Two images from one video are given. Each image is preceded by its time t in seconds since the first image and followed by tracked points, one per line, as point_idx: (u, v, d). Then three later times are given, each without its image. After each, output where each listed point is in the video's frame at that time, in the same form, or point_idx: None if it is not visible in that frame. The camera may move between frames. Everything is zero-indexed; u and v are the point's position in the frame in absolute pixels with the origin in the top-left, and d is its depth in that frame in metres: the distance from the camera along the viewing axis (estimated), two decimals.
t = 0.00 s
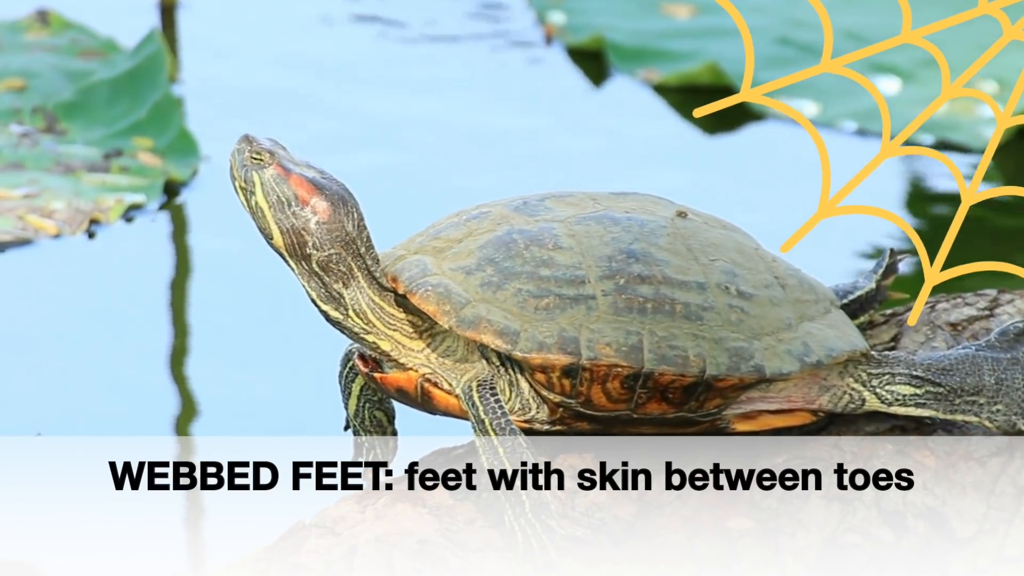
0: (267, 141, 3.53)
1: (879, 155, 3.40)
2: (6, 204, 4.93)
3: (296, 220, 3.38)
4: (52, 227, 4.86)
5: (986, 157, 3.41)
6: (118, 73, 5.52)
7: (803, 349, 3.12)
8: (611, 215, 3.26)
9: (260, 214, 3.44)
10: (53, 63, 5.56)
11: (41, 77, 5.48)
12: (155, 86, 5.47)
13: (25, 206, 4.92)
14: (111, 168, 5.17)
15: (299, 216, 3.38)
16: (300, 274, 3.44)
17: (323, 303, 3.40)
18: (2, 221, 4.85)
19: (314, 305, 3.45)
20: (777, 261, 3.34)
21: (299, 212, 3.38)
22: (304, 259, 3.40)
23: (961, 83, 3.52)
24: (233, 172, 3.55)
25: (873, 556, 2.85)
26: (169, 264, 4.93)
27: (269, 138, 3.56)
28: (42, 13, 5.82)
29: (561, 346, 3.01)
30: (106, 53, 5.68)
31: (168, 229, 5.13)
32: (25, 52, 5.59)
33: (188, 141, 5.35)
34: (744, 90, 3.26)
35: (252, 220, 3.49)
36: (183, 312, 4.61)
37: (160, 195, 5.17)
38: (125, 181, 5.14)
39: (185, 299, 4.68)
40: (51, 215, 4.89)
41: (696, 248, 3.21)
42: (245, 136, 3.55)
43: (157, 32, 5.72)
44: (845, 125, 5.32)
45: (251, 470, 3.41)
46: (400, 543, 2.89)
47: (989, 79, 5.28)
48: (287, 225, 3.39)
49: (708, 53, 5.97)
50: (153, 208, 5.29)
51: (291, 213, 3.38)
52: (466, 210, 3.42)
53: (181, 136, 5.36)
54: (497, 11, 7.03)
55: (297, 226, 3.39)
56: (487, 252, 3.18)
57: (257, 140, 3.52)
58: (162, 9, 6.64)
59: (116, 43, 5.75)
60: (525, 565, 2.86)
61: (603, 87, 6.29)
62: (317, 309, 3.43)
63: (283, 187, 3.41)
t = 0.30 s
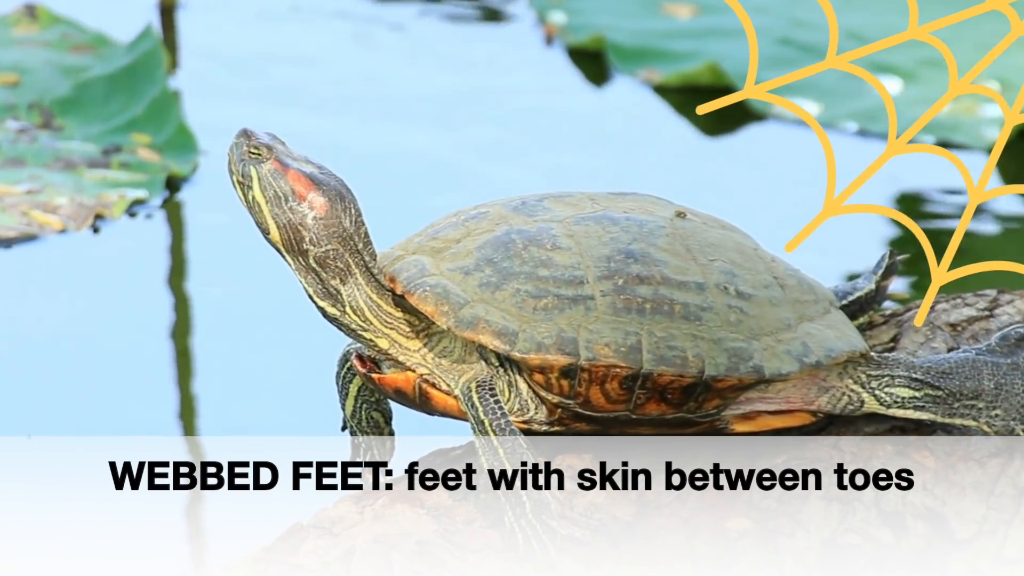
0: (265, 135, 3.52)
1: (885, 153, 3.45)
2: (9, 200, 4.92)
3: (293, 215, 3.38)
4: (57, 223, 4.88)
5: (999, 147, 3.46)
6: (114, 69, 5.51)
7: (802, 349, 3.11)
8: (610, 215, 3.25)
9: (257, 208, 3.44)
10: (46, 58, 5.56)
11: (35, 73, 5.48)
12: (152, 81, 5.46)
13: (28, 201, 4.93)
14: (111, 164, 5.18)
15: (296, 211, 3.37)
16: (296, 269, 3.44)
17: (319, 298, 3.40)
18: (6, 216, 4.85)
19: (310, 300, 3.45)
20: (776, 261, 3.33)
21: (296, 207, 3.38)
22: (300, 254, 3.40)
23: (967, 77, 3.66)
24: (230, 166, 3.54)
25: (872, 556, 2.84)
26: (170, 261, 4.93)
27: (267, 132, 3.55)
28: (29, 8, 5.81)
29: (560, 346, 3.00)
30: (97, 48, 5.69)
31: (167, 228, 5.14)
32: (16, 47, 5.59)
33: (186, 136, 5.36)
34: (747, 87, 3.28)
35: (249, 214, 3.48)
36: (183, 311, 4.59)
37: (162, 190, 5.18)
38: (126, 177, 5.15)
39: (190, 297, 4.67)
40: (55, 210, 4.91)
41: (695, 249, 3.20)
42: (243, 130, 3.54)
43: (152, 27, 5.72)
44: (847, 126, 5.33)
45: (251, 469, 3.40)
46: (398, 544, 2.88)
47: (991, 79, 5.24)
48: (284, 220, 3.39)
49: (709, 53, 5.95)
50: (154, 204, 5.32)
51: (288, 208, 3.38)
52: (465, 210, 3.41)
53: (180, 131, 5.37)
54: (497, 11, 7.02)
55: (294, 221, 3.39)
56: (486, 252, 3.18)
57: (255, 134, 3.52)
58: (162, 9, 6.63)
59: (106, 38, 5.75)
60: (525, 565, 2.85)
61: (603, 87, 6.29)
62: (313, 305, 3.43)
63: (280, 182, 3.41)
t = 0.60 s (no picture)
0: (263, 134, 3.51)
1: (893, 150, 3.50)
2: (11, 199, 4.95)
3: (292, 215, 3.37)
4: (59, 223, 4.92)
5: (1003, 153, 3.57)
6: (116, 69, 5.49)
7: (801, 350, 3.10)
8: (608, 215, 3.24)
9: (255, 207, 3.43)
10: (48, 57, 5.55)
11: (37, 72, 5.48)
12: (156, 81, 5.44)
13: (30, 201, 4.96)
14: (114, 164, 5.19)
15: (294, 211, 3.37)
16: (294, 269, 3.43)
17: (318, 298, 3.39)
18: (9, 216, 4.89)
19: (309, 300, 3.44)
20: (775, 261, 3.32)
21: (294, 207, 3.37)
22: (299, 254, 3.40)
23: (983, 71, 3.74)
24: (227, 165, 3.53)
25: (873, 558, 2.83)
26: (167, 262, 4.94)
27: (265, 131, 3.54)
28: (32, 8, 5.79)
29: (558, 347, 2.99)
30: (99, 47, 5.64)
31: (164, 230, 5.15)
32: (17, 47, 5.57)
33: (189, 137, 5.34)
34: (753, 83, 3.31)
35: (247, 213, 3.48)
36: (181, 312, 4.58)
37: (165, 190, 5.18)
38: (128, 177, 5.15)
39: (183, 298, 4.67)
40: (57, 210, 4.94)
41: (694, 249, 3.19)
42: (241, 130, 3.53)
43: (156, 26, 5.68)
44: (843, 126, 5.34)
45: (251, 469, 3.39)
46: (397, 545, 2.87)
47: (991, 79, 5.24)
48: (283, 219, 3.38)
49: (706, 53, 5.93)
50: (158, 204, 5.33)
51: (287, 208, 3.37)
52: (463, 211, 3.40)
53: (182, 131, 5.36)
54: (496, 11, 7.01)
55: (292, 221, 3.38)
56: (484, 253, 3.17)
57: (252, 133, 3.51)
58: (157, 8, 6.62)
59: (109, 37, 5.70)
60: (525, 567, 2.85)
61: (599, 87, 6.29)
62: (312, 304, 3.43)
63: (278, 181, 3.40)
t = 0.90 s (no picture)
0: (261, 134, 3.51)
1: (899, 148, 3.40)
2: (10, 200, 4.93)
3: (290, 215, 3.36)
4: (57, 224, 4.89)
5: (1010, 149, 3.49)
6: (119, 71, 5.48)
7: (800, 350, 3.09)
8: (608, 214, 3.23)
9: (254, 207, 3.42)
10: (51, 59, 5.55)
11: (39, 73, 5.48)
12: (156, 83, 5.42)
13: (29, 202, 4.94)
14: (114, 165, 5.18)
15: (292, 210, 3.36)
16: (292, 269, 3.42)
17: (317, 298, 3.38)
18: (6, 218, 4.87)
19: (307, 300, 3.43)
20: (775, 260, 3.32)
21: (292, 206, 3.36)
22: (297, 254, 3.39)
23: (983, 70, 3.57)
24: (225, 165, 3.52)
25: (874, 560, 2.81)
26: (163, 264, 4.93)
27: (263, 131, 3.53)
28: (37, 9, 5.78)
29: (557, 347, 2.98)
30: (103, 49, 5.63)
31: (161, 230, 5.15)
32: (20, 48, 5.57)
33: (190, 138, 5.35)
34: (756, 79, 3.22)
35: (245, 213, 3.47)
36: (177, 316, 4.57)
37: (165, 191, 5.18)
38: (128, 178, 5.15)
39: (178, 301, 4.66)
40: (55, 211, 4.92)
41: (693, 248, 3.19)
42: (238, 129, 3.52)
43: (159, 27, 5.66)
44: (843, 127, 5.33)
45: (250, 469, 3.38)
46: (395, 546, 2.86)
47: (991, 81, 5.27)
48: (281, 219, 3.37)
49: (706, 54, 5.92)
50: (158, 205, 5.32)
51: (285, 207, 3.36)
52: (461, 210, 3.39)
53: (183, 133, 5.36)
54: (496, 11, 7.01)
55: (290, 221, 3.37)
56: (482, 252, 3.16)
57: (250, 133, 3.50)
58: (155, 8, 6.62)
59: (113, 39, 5.69)
60: (525, 568, 2.84)
61: (598, 87, 6.27)
62: (311, 305, 3.42)
63: (276, 181, 3.39)
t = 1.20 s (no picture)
0: (259, 134, 3.50)
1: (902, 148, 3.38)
2: (6, 202, 4.93)
3: (288, 215, 3.35)
4: (51, 226, 4.86)
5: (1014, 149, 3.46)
6: (119, 72, 5.48)
7: (800, 350, 3.08)
8: (606, 214, 3.22)
9: (252, 207, 3.42)
10: (53, 60, 5.55)
11: (41, 74, 5.47)
12: (156, 84, 5.41)
13: (26, 204, 4.93)
14: (112, 167, 5.16)
15: (290, 210, 3.34)
16: (290, 269, 3.41)
17: (315, 299, 3.37)
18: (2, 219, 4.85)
19: (306, 301, 3.42)
20: (774, 260, 3.31)
21: (290, 206, 3.35)
22: (295, 254, 3.38)
23: (987, 69, 3.54)
24: (224, 165, 3.52)
25: (874, 561, 2.80)
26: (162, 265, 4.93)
27: (262, 131, 3.53)
28: (40, 9, 5.77)
29: (556, 347, 2.97)
30: (105, 50, 5.63)
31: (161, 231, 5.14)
32: (24, 49, 5.57)
33: (189, 140, 5.33)
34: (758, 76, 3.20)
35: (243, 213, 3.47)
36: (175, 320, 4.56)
37: (162, 193, 5.18)
38: (126, 180, 5.12)
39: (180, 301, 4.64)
40: (52, 213, 4.89)
41: (692, 248, 3.18)
42: (237, 129, 3.52)
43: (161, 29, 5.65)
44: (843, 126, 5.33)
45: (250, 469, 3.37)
46: (393, 548, 2.85)
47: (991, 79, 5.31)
48: (279, 219, 3.36)
49: (706, 53, 5.91)
50: (154, 208, 5.33)
51: (282, 207, 3.35)
52: (460, 210, 3.38)
53: (183, 135, 5.34)
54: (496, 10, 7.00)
55: (288, 221, 3.36)
56: (481, 252, 3.15)
57: (249, 133, 3.50)
58: (153, 7, 6.61)
59: (116, 41, 5.69)
60: (524, 569, 2.83)
61: (597, 87, 6.26)
62: (309, 305, 3.40)
63: (274, 181, 3.38)
